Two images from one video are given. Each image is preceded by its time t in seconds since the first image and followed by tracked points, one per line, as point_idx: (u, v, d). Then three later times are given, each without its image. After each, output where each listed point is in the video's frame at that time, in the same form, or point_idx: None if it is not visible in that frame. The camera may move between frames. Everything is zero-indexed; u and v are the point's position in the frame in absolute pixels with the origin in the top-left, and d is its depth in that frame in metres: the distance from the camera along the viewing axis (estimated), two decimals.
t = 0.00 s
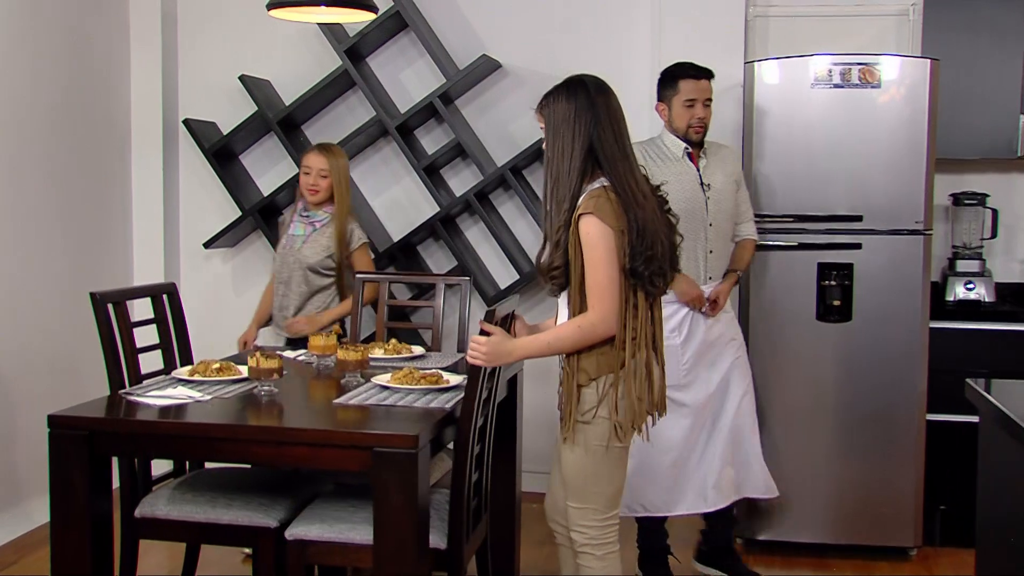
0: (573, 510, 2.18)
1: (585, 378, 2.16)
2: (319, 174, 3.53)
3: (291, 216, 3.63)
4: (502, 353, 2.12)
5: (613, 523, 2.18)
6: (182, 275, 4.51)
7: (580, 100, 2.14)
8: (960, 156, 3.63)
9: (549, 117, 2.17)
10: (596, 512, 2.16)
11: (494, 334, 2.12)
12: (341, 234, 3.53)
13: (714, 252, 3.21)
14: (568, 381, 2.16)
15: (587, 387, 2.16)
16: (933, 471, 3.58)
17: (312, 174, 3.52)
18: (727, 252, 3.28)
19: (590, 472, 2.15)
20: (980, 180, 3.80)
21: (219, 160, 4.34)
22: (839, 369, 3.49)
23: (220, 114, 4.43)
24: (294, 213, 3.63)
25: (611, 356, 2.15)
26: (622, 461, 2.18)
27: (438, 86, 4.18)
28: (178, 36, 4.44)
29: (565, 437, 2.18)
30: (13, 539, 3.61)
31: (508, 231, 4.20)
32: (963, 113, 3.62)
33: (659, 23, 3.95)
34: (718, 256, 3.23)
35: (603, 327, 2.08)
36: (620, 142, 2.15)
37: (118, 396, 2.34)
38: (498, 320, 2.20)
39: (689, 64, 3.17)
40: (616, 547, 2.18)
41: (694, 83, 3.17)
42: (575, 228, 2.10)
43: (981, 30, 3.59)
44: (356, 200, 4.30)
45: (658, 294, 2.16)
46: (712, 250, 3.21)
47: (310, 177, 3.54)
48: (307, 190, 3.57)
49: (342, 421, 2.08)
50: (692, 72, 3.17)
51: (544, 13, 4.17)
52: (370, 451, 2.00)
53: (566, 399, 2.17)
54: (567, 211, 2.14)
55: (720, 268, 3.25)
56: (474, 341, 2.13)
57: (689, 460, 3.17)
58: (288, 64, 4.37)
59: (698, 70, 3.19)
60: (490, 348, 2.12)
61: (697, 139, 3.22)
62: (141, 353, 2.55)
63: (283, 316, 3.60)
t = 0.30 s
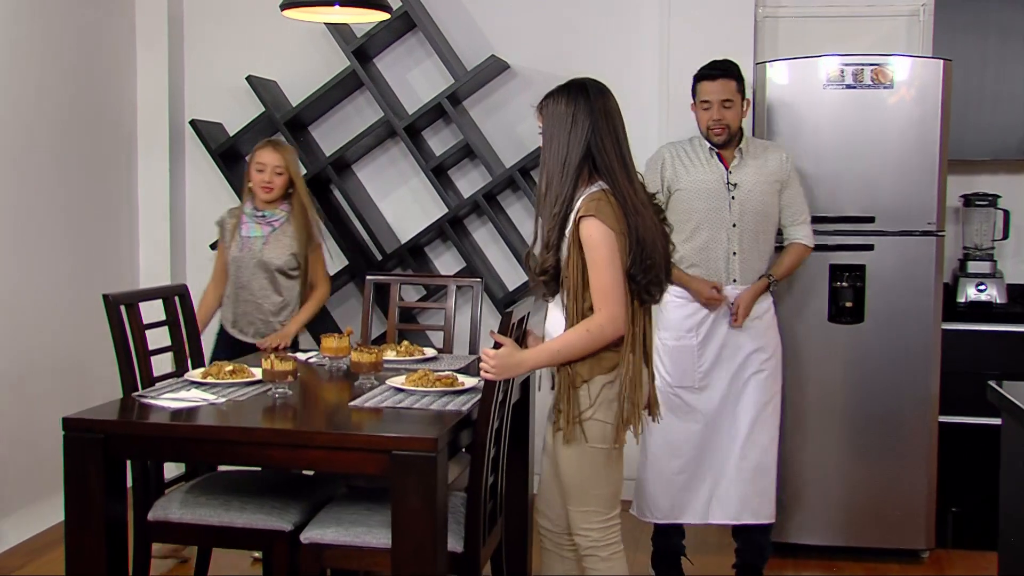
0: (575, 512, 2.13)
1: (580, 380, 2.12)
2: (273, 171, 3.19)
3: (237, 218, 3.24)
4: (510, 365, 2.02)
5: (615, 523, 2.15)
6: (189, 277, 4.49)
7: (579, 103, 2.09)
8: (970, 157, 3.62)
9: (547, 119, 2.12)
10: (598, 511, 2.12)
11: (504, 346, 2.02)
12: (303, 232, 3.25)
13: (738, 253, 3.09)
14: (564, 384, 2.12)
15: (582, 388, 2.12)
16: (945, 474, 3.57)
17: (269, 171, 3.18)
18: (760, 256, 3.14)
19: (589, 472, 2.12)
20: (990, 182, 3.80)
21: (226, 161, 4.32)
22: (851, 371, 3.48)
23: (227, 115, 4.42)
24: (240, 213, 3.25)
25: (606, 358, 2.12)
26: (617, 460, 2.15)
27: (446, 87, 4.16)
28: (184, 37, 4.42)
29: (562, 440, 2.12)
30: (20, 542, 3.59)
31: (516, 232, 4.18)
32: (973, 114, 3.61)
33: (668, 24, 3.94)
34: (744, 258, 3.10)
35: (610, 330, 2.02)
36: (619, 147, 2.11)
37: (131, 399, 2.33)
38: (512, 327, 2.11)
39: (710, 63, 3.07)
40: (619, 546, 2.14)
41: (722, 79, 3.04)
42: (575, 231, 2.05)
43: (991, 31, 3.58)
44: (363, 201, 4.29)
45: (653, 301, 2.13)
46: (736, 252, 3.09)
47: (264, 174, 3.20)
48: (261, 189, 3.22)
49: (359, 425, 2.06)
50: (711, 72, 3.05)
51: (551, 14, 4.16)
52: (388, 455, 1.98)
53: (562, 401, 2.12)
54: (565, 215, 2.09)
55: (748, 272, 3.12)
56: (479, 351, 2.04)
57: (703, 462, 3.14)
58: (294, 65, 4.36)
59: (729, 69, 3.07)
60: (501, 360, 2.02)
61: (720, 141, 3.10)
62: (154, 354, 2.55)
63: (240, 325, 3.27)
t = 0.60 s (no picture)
0: (555, 519, 2.07)
1: (567, 386, 2.05)
2: (197, 173, 3.16)
3: (158, 220, 3.19)
4: (512, 368, 2.00)
5: (593, 526, 2.10)
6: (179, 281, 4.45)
7: (570, 108, 2.05)
8: (963, 161, 3.63)
9: (538, 123, 2.07)
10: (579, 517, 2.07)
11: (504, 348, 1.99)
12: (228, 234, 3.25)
13: (727, 259, 3.06)
14: (550, 389, 2.05)
15: (568, 395, 2.06)
16: (939, 477, 3.57)
17: (196, 173, 3.14)
18: (754, 262, 3.04)
19: (569, 479, 2.06)
20: (982, 185, 3.81)
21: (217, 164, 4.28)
22: (846, 375, 3.48)
23: (218, 118, 4.39)
24: (161, 214, 3.20)
25: (595, 364, 2.07)
26: (598, 466, 2.10)
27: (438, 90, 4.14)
28: (175, 39, 4.39)
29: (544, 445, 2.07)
30: (11, 550, 3.55)
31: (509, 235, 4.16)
32: (967, 118, 3.63)
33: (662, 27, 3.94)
34: (735, 264, 3.06)
35: (611, 333, 1.99)
36: (611, 153, 2.08)
37: (128, 404, 2.30)
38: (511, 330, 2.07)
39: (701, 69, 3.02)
40: (599, 551, 2.10)
41: (714, 92, 2.99)
42: (567, 236, 2.01)
43: (985, 35, 3.59)
44: (354, 204, 4.26)
45: (640, 307, 2.14)
46: (726, 258, 3.06)
47: (190, 176, 3.16)
48: (185, 192, 3.18)
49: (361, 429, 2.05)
50: (698, 79, 3.01)
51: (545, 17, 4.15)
52: (391, 460, 1.97)
53: (545, 405, 2.05)
54: (556, 219, 2.05)
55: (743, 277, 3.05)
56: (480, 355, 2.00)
57: (690, 467, 3.08)
58: (286, 67, 4.33)
59: (733, 81, 2.99)
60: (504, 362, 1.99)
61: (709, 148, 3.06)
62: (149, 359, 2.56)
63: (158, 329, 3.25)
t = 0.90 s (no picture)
0: (569, 521, 2.06)
1: (575, 390, 2.04)
2: (157, 177, 3.09)
3: (114, 224, 3.10)
4: (521, 367, 1.98)
5: (606, 527, 2.09)
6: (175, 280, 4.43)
7: (575, 109, 2.04)
8: (964, 161, 3.64)
9: (543, 126, 2.06)
10: (592, 517, 2.06)
11: (515, 347, 1.97)
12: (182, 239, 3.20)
13: (706, 263, 3.07)
14: (559, 392, 2.03)
15: (576, 397, 2.05)
16: (942, 478, 3.58)
17: (158, 177, 3.08)
18: (732, 267, 3.02)
19: (577, 481, 2.05)
20: (983, 186, 3.82)
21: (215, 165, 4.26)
22: (847, 376, 3.48)
23: (216, 118, 4.37)
24: (116, 218, 3.11)
25: (604, 366, 2.05)
26: (608, 468, 2.08)
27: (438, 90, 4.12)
28: (173, 39, 4.37)
29: (553, 448, 2.06)
30: (10, 552, 3.52)
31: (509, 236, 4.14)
32: (967, 118, 3.63)
33: (662, 26, 3.94)
34: (713, 268, 3.05)
35: (621, 335, 1.98)
36: (617, 155, 2.06)
37: (133, 406, 2.29)
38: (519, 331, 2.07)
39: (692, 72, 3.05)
40: (614, 552, 2.09)
41: (701, 94, 3.02)
42: (575, 239, 2.00)
43: (986, 34, 3.60)
44: (353, 205, 4.23)
45: (651, 310, 2.13)
46: (706, 262, 3.07)
47: (150, 179, 3.09)
48: (144, 196, 3.10)
49: (369, 431, 2.03)
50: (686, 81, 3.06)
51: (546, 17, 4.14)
52: (401, 462, 1.95)
53: (555, 408, 2.04)
54: (564, 224, 2.03)
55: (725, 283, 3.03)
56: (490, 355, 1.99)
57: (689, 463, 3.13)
58: (284, 67, 4.31)
59: (722, 87, 3.01)
60: (514, 360, 1.97)
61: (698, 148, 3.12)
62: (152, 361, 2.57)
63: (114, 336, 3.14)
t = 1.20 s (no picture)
0: (578, 523, 2.05)
1: (588, 391, 2.02)
2: (150, 179, 2.89)
3: (103, 228, 2.88)
4: (535, 366, 1.99)
5: (617, 529, 2.08)
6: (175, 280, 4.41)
7: (590, 110, 2.03)
8: (968, 161, 3.64)
9: (556, 127, 2.05)
10: (602, 519, 2.05)
11: (531, 344, 1.98)
12: (166, 246, 3.01)
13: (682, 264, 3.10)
14: (571, 394, 2.02)
15: (589, 399, 2.03)
16: (946, 478, 3.58)
17: (154, 179, 2.88)
18: (706, 267, 3.04)
19: (588, 484, 2.04)
20: (985, 186, 3.83)
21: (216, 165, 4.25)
22: (850, 376, 3.48)
23: (216, 118, 4.35)
24: (105, 221, 2.89)
25: (618, 367, 2.04)
26: (618, 470, 2.07)
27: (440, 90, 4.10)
28: (173, 39, 4.36)
29: (563, 450, 2.05)
30: (12, 555, 3.50)
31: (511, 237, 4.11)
32: (971, 119, 3.63)
33: (665, 26, 3.93)
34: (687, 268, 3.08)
35: (639, 336, 1.97)
36: (631, 155, 2.06)
37: (140, 408, 2.28)
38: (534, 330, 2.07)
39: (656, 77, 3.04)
40: (624, 554, 2.07)
41: (666, 98, 3.01)
42: (590, 240, 1.99)
43: (989, 34, 3.60)
44: (355, 205, 4.22)
45: (666, 311, 2.13)
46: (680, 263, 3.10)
47: (144, 182, 2.88)
48: (136, 198, 2.89)
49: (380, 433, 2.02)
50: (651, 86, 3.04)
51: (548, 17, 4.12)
52: (413, 464, 1.94)
53: (567, 410, 2.03)
54: (579, 225, 2.02)
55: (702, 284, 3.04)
56: (506, 353, 1.99)
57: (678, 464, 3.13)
58: (285, 67, 4.30)
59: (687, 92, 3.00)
60: (527, 359, 1.98)
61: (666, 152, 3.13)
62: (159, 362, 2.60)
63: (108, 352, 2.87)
